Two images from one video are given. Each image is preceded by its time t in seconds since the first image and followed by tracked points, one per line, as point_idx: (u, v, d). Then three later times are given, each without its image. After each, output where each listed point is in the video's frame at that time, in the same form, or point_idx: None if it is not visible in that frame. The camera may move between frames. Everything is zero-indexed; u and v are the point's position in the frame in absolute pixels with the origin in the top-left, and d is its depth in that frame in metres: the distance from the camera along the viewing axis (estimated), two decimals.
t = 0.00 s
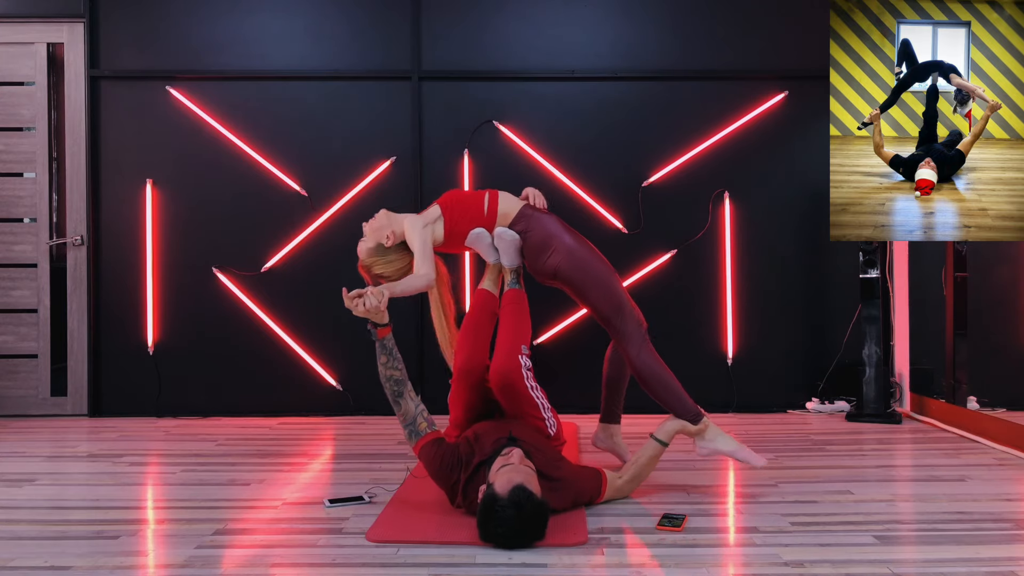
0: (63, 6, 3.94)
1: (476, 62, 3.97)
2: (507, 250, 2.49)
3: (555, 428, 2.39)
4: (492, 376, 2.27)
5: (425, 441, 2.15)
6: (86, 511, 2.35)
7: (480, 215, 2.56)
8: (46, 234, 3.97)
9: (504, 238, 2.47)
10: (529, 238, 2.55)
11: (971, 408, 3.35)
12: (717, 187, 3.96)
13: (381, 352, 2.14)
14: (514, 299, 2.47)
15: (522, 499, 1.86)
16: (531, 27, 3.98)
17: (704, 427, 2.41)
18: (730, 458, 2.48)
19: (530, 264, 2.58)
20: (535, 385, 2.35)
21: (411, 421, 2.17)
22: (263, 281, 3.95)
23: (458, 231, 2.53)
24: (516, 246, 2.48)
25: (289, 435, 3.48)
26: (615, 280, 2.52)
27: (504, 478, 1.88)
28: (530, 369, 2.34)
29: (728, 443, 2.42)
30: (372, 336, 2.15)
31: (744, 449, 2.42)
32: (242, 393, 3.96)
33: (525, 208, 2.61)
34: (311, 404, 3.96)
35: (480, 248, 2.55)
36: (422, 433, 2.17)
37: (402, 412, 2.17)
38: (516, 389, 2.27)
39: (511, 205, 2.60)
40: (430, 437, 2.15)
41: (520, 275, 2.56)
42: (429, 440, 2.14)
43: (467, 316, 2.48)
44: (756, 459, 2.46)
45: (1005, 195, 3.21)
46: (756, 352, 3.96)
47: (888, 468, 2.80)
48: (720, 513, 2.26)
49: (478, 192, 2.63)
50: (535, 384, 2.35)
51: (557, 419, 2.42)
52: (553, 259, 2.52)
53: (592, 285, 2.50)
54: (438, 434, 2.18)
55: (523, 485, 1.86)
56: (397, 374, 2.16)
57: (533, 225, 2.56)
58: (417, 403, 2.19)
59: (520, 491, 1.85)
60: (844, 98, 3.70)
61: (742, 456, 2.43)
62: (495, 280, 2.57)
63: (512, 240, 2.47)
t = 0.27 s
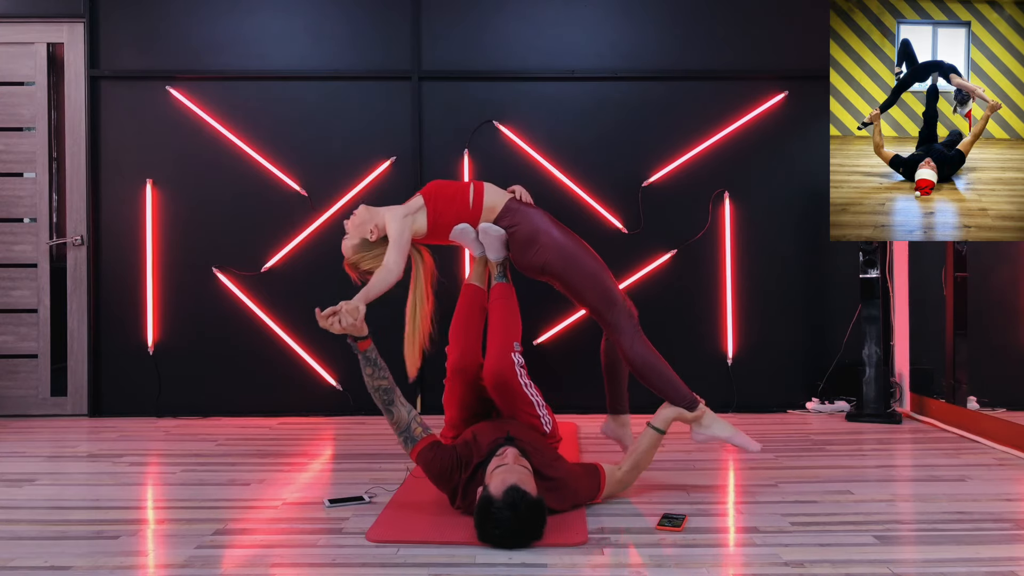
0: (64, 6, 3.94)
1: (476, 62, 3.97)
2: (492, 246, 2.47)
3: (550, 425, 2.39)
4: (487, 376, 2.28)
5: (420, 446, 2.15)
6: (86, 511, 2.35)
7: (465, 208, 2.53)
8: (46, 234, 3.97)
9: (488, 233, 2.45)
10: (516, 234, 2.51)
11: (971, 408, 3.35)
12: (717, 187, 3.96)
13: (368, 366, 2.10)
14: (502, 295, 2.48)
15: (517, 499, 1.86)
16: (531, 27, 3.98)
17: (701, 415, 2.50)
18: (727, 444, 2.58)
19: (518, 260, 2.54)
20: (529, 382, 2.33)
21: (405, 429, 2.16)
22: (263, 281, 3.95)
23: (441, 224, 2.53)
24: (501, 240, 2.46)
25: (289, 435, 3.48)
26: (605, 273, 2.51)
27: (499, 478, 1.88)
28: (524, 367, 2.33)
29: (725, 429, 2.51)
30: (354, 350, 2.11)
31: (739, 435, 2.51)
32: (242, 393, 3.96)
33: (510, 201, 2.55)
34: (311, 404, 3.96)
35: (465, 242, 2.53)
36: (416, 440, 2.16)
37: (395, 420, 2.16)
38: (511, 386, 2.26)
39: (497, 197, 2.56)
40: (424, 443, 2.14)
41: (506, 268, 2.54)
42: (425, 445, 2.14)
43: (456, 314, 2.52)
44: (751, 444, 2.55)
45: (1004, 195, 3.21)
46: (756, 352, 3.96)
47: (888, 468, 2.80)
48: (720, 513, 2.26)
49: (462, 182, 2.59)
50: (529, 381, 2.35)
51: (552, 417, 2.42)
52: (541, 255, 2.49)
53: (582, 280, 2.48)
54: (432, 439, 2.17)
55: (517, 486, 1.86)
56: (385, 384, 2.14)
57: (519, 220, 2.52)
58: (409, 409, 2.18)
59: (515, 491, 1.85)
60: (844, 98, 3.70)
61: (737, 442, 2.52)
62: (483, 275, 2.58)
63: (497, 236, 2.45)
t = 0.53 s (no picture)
0: (63, 6, 3.94)
1: (476, 62, 3.97)
2: (487, 241, 2.50)
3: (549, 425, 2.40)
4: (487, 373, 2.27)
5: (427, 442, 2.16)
6: (86, 511, 2.35)
7: (464, 202, 2.52)
8: (46, 234, 3.97)
9: (484, 228, 2.48)
10: (512, 231, 2.53)
11: (971, 407, 3.35)
12: (716, 187, 3.96)
13: (379, 359, 2.10)
14: (498, 291, 2.46)
15: (518, 501, 1.85)
16: (531, 27, 3.98)
17: (700, 411, 2.46)
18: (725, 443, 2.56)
19: (515, 256, 2.56)
20: (528, 381, 2.35)
21: (413, 424, 2.22)
22: (263, 281, 3.95)
23: (441, 218, 2.49)
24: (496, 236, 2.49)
25: (289, 435, 3.48)
26: (600, 269, 2.50)
27: (501, 479, 1.88)
28: (522, 366, 2.34)
29: (723, 426, 2.49)
30: (367, 344, 2.11)
31: (737, 434, 2.50)
32: (242, 392, 3.96)
33: (508, 196, 2.56)
34: (311, 404, 3.96)
35: (461, 238, 2.55)
36: (424, 436, 2.21)
37: (404, 415, 2.21)
38: (509, 384, 2.27)
39: (495, 193, 2.56)
40: (431, 440, 2.17)
41: (501, 265, 2.52)
42: (434, 442, 2.11)
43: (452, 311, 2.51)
44: (748, 442, 2.54)
45: (1005, 195, 3.21)
46: (756, 352, 3.96)
47: (888, 468, 2.80)
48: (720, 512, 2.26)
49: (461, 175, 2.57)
50: (527, 379, 2.35)
51: (551, 417, 2.43)
52: (536, 252, 2.50)
53: (577, 277, 2.48)
54: (439, 437, 2.18)
55: (518, 487, 1.86)
56: (396, 379, 2.15)
57: (515, 216, 2.52)
58: (418, 405, 2.23)
59: (516, 492, 1.85)
60: (844, 98, 3.70)
61: (735, 440, 2.51)
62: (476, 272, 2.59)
63: (492, 229, 2.48)
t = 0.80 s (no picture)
0: (63, 6, 3.94)
1: (476, 62, 3.97)
2: (495, 239, 2.46)
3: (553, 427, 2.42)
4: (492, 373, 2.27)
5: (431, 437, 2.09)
6: (86, 511, 2.35)
7: (472, 199, 2.50)
8: (46, 234, 3.97)
9: (492, 225, 2.44)
10: (520, 229, 2.49)
11: (971, 407, 3.35)
12: (716, 187, 3.96)
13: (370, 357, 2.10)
14: (504, 292, 2.47)
15: (519, 502, 1.85)
16: (531, 27, 3.98)
17: (702, 417, 2.47)
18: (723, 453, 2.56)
19: (523, 255, 2.52)
20: (532, 382, 2.35)
21: (415, 420, 2.13)
22: (263, 281, 3.95)
23: (448, 216, 2.49)
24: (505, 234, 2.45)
25: (289, 435, 3.48)
26: (609, 269, 2.46)
27: (502, 479, 1.88)
28: (527, 366, 2.34)
29: (724, 436, 2.49)
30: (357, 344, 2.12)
31: (736, 445, 2.50)
32: (242, 393, 3.96)
33: (516, 194, 2.52)
34: (311, 404, 3.96)
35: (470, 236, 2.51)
36: (427, 432, 2.13)
37: (405, 411, 2.13)
38: (513, 384, 2.27)
39: (503, 189, 2.53)
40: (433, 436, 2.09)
41: (509, 264, 2.52)
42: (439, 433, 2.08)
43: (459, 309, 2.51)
44: (745, 455, 2.54)
45: (1004, 195, 3.23)
46: (756, 352, 3.96)
47: (888, 468, 2.80)
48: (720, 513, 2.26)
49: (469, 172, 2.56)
50: (531, 380, 2.35)
51: (554, 418, 2.44)
52: (545, 251, 2.46)
53: (585, 277, 2.44)
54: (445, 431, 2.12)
55: (519, 487, 1.85)
56: (392, 375, 2.12)
57: (523, 214, 2.48)
58: (419, 400, 2.15)
59: (517, 493, 1.84)
60: (844, 98, 3.72)
61: (733, 451, 2.51)
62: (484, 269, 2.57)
63: (500, 228, 2.44)
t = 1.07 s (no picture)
0: (63, 6, 3.94)
1: (476, 62, 3.97)
2: (501, 240, 2.47)
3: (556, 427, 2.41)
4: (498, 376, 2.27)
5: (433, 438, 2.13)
6: (86, 511, 2.35)
7: (474, 203, 2.47)
8: (46, 234, 3.97)
9: (497, 227, 2.45)
10: (525, 230, 2.47)
11: (971, 407, 3.35)
12: (716, 187, 3.96)
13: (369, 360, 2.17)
14: (509, 294, 2.46)
15: (521, 502, 1.85)
16: (531, 27, 3.98)
17: (704, 425, 2.40)
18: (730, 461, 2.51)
19: (528, 256, 2.50)
20: (538, 385, 2.35)
21: (415, 422, 2.25)
22: (263, 281, 3.95)
23: (451, 221, 2.46)
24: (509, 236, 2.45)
25: (289, 435, 3.48)
26: (613, 272, 2.42)
27: (505, 478, 1.88)
28: (533, 370, 2.34)
29: (731, 445, 2.42)
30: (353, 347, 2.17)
31: (744, 453, 2.43)
32: (242, 392, 3.96)
33: (521, 194, 2.49)
34: (311, 404, 3.96)
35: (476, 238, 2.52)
36: (427, 433, 2.22)
37: (406, 413, 2.24)
38: (520, 388, 2.28)
39: (506, 191, 2.50)
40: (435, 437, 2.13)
41: (514, 265, 2.51)
42: (440, 437, 2.11)
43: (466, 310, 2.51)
44: (755, 464, 2.46)
45: (1004, 195, 3.23)
46: (756, 352, 3.96)
47: (888, 468, 2.80)
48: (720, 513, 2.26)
49: (471, 175, 2.53)
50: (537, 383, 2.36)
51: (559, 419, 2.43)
52: (548, 253, 2.43)
53: (589, 280, 2.40)
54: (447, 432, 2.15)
55: (522, 486, 1.85)
56: (391, 378, 2.20)
57: (527, 214, 2.46)
58: (419, 402, 2.25)
59: (519, 493, 1.85)
60: (844, 98, 3.72)
61: (743, 460, 2.44)
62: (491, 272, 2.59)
63: (505, 229, 2.45)
